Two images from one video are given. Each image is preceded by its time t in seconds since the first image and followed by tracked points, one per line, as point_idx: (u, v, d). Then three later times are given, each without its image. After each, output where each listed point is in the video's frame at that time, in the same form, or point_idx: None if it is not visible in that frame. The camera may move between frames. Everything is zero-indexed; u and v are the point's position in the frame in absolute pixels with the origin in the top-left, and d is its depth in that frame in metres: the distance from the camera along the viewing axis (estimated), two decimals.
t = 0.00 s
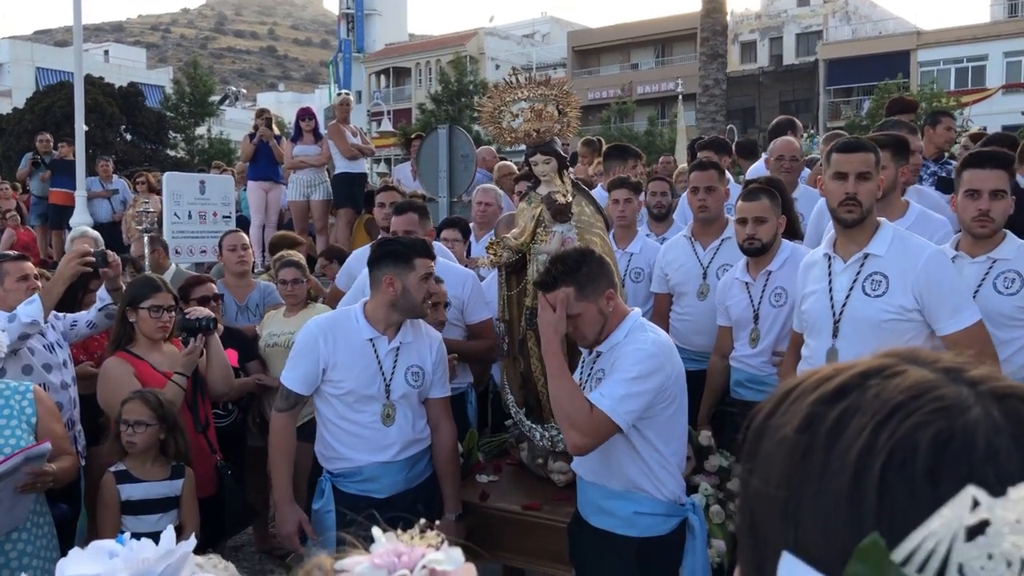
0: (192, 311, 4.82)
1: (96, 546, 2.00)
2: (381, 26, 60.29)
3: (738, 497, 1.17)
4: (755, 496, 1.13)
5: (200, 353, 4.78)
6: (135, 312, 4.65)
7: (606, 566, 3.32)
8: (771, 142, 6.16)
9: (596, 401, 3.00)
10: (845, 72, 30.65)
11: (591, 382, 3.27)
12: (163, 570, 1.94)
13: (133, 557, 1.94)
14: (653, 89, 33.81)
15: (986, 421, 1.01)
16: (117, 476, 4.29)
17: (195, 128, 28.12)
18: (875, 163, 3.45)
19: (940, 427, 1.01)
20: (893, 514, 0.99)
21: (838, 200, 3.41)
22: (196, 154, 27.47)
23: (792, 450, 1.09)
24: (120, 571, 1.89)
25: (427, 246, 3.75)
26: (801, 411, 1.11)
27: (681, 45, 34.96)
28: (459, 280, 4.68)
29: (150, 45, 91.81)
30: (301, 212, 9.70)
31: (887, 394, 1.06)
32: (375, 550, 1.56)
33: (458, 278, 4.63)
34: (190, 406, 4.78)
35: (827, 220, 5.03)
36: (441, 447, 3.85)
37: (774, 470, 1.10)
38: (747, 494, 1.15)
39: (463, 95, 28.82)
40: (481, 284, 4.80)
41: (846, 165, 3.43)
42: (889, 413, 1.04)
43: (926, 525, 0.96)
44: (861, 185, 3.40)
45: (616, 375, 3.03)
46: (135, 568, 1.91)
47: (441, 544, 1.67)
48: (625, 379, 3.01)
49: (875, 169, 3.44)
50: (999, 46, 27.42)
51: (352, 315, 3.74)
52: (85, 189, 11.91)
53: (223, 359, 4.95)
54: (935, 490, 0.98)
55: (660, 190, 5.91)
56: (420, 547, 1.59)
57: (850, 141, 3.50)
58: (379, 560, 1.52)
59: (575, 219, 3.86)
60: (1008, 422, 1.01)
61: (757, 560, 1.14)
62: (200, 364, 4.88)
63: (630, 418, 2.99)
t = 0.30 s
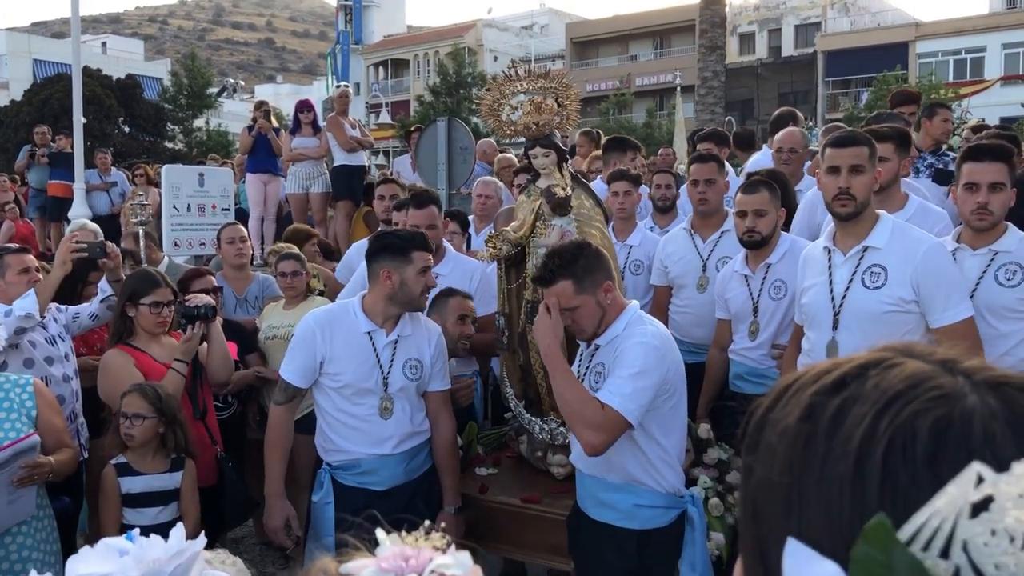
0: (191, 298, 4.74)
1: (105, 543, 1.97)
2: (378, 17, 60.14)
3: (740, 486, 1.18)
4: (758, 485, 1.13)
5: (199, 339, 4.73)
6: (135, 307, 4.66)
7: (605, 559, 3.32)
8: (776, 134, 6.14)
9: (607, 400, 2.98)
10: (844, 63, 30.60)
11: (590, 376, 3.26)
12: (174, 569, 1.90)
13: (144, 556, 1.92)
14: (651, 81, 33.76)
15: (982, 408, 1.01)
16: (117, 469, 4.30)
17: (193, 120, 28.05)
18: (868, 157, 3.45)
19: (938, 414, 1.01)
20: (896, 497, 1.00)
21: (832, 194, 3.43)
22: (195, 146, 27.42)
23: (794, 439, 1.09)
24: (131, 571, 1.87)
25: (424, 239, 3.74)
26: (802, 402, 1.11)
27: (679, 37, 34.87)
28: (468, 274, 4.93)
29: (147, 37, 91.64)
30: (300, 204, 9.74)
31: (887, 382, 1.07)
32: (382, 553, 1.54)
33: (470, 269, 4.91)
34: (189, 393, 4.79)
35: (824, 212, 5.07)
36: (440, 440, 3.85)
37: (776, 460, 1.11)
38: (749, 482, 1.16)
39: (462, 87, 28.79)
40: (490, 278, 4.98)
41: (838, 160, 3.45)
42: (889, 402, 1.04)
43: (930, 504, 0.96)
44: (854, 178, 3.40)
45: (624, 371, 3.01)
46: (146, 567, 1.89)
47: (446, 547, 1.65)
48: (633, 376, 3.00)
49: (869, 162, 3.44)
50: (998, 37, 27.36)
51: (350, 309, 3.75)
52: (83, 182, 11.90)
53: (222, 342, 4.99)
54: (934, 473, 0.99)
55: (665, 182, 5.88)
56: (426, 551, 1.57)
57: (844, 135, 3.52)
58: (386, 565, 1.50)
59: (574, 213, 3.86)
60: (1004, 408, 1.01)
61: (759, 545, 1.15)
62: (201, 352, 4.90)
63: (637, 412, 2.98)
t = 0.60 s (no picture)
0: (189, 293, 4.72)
1: (101, 549, 1.99)
2: (375, 9, 60.08)
3: (754, 482, 1.18)
4: (771, 477, 1.13)
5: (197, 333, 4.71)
6: (133, 303, 4.65)
7: (603, 553, 3.32)
8: (772, 128, 6.14)
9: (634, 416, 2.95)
10: (842, 56, 30.59)
11: (587, 373, 3.24)
12: None
13: (139, 564, 1.92)
14: (649, 73, 33.72)
15: (986, 395, 1.02)
16: (114, 464, 4.32)
17: (190, 113, 27.99)
18: (861, 151, 3.44)
19: (944, 400, 1.02)
20: (906, 475, 1.00)
21: (824, 190, 3.44)
22: (191, 139, 27.37)
23: (806, 430, 1.10)
24: None
25: (419, 234, 3.74)
26: (812, 395, 1.13)
27: (677, 29, 34.82)
28: (472, 270, 4.91)
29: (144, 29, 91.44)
30: (297, 198, 9.68)
31: (897, 374, 1.08)
32: (374, 555, 1.51)
33: (474, 265, 4.89)
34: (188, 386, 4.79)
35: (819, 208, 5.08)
36: (436, 435, 3.85)
37: (789, 451, 1.11)
38: (761, 474, 1.16)
39: (459, 80, 28.76)
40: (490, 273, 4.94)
41: (830, 156, 3.45)
42: (896, 390, 1.06)
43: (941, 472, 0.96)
44: (846, 174, 3.39)
45: (636, 381, 2.99)
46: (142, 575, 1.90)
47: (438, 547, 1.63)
48: (652, 381, 2.99)
49: (861, 157, 3.43)
50: (995, 30, 27.34)
51: (346, 304, 3.75)
52: (80, 175, 11.88)
53: (221, 335, 4.96)
54: (943, 453, 0.99)
55: (665, 176, 5.87)
56: (420, 551, 1.54)
57: (837, 130, 3.51)
58: (380, 566, 1.47)
59: (571, 208, 3.85)
60: (1006, 395, 1.02)
61: (773, 535, 1.14)
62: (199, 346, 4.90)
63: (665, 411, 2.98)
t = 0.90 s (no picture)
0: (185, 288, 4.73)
1: (87, 547, 1.98)
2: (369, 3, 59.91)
3: (824, 468, 1.21)
4: (845, 462, 1.17)
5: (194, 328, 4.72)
6: (129, 299, 4.65)
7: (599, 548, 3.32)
8: (761, 122, 6.15)
9: (644, 424, 2.96)
10: (836, 49, 30.57)
11: (583, 369, 3.24)
12: (157, 571, 1.94)
13: (125, 560, 1.92)
14: (644, 67, 33.67)
15: None
16: (109, 460, 4.33)
17: (184, 107, 27.88)
18: (852, 146, 3.39)
19: None
20: (988, 458, 1.06)
21: (816, 185, 3.44)
22: (185, 133, 27.26)
23: (882, 414, 1.15)
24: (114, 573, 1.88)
25: (415, 230, 3.73)
26: (888, 382, 1.18)
27: (672, 23, 34.78)
28: (471, 266, 4.92)
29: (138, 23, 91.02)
30: (292, 192, 9.59)
31: (975, 363, 1.14)
32: (399, 551, 1.62)
33: (474, 261, 4.90)
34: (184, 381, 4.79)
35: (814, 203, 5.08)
36: (432, 431, 3.86)
37: (866, 435, 1.15)
38: (832, 458, 1.20)
39: (454, 74, 28.69)
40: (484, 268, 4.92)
41: (820, 152, 3.43)
42: (977, 378, 1.12)
43: None
44: (837, 169, 3.37)
45: (639, 385, 3.00)
46: (128, 569, 1.91)
47: (455, 534, 1.74)
48: (655, 381, 3.01)
49: (853, 151, 3.38)
50: (990, 23, 27.28)
51: (341, 299, 3.74)
52: (74, 170, 11.85)
53: (218, 329, 5.00)
54: None
55: (661, 171, 5.86)
56: (445, 540, 1.67)
57: (828, 124, 3.48)
58: (411, 561, 1.58)
59: (565, 203, 3.83)
60: None
61: (843, 520, 1.17)
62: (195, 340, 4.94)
63: (673, 412, 3.00)
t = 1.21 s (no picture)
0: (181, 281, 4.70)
1: (82, 546, 1.98)
2: None
3: (869, 477, 1.12)
4: (896, 481, 1.08)
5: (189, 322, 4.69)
6: (123, 296, 4.63)
7: (594, 545, 3.34)
8: (748, 119, 6.16)
9: (642, 426, 3.00)
10: (829, 44, 30.62)
11: (579, 368, 3.24)
12: (151, 570, 1.92)
13: (122, 557, 1.92)
14: (637, 62, 33.67)
15: None
16: (106, 458, 4.32)
17: (176, 102, 27.76)
18: (847, 144, 3.39)
19: None
20: None
21: (811, 182, 3.43)
22: (177, 128, 27.14)
23: (938, 439, 1.04)
24: (109, 572, 1.88)
25: (409, 226, 3.73)
26: (945, 399, 1.06)
27: (665, 18, 34.79)
28: (463, 263, 4.92)
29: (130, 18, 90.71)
30: (285, 188, 9.51)
31: None
32: (450, 559, 1.59)
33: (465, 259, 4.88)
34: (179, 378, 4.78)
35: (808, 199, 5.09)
36: (427, 429, 3.87)
37: (920, 456, 1.05)
38: (882, 473, 1.10)
39: (447, 69, 28.64)
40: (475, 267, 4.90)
41: (814, 150, 3.42)
42: None
43: None
44: (832, 166, 3.37)
45: (635, 387, 3.03)
46: (123, 567, 1.90)
47: (499, 545, 1.73)
48: (653, 382, 3.03)
49: (848, 149, 3.39)
50: (982, 18, 27.32)
51: (336, 297, 3.74)
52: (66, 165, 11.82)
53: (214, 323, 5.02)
54: None
55: (653, 167, 5.85)
56: (495, 553, 1.63)
57: (821, 122, 3.48)
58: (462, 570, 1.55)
59: (560, 201, 3.84)
60: None
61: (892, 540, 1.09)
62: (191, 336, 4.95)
63: (671, 411, 3.04)
